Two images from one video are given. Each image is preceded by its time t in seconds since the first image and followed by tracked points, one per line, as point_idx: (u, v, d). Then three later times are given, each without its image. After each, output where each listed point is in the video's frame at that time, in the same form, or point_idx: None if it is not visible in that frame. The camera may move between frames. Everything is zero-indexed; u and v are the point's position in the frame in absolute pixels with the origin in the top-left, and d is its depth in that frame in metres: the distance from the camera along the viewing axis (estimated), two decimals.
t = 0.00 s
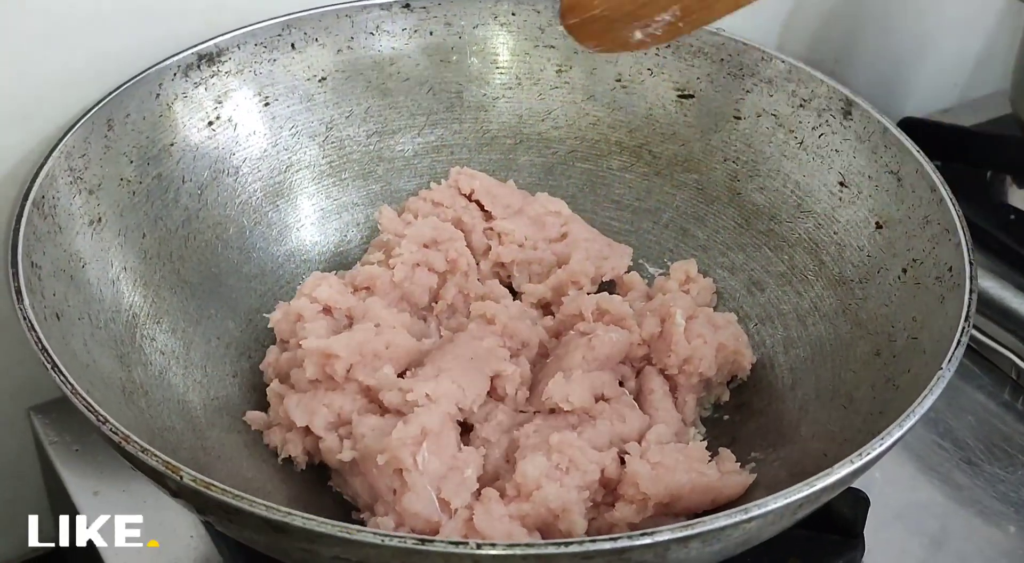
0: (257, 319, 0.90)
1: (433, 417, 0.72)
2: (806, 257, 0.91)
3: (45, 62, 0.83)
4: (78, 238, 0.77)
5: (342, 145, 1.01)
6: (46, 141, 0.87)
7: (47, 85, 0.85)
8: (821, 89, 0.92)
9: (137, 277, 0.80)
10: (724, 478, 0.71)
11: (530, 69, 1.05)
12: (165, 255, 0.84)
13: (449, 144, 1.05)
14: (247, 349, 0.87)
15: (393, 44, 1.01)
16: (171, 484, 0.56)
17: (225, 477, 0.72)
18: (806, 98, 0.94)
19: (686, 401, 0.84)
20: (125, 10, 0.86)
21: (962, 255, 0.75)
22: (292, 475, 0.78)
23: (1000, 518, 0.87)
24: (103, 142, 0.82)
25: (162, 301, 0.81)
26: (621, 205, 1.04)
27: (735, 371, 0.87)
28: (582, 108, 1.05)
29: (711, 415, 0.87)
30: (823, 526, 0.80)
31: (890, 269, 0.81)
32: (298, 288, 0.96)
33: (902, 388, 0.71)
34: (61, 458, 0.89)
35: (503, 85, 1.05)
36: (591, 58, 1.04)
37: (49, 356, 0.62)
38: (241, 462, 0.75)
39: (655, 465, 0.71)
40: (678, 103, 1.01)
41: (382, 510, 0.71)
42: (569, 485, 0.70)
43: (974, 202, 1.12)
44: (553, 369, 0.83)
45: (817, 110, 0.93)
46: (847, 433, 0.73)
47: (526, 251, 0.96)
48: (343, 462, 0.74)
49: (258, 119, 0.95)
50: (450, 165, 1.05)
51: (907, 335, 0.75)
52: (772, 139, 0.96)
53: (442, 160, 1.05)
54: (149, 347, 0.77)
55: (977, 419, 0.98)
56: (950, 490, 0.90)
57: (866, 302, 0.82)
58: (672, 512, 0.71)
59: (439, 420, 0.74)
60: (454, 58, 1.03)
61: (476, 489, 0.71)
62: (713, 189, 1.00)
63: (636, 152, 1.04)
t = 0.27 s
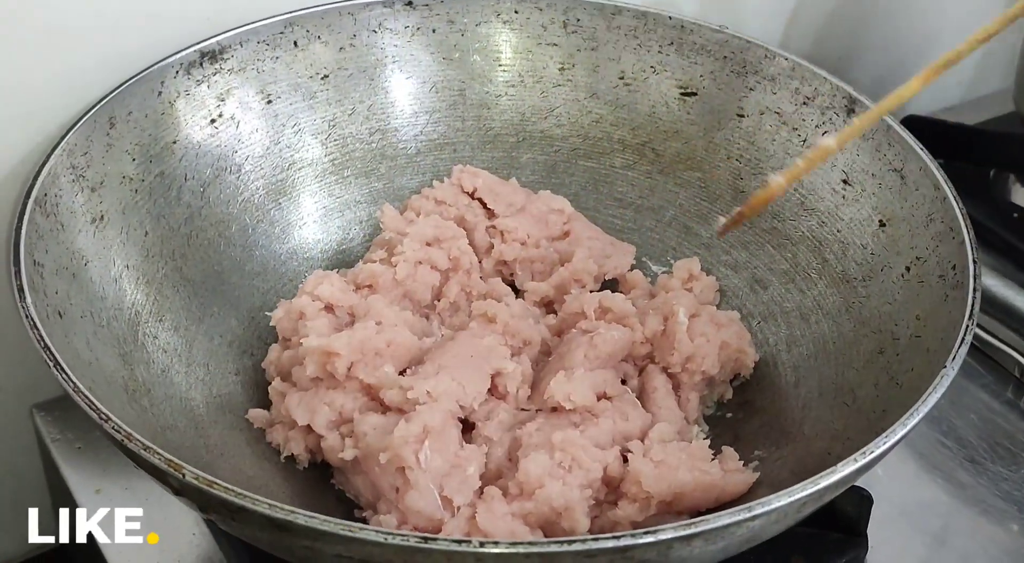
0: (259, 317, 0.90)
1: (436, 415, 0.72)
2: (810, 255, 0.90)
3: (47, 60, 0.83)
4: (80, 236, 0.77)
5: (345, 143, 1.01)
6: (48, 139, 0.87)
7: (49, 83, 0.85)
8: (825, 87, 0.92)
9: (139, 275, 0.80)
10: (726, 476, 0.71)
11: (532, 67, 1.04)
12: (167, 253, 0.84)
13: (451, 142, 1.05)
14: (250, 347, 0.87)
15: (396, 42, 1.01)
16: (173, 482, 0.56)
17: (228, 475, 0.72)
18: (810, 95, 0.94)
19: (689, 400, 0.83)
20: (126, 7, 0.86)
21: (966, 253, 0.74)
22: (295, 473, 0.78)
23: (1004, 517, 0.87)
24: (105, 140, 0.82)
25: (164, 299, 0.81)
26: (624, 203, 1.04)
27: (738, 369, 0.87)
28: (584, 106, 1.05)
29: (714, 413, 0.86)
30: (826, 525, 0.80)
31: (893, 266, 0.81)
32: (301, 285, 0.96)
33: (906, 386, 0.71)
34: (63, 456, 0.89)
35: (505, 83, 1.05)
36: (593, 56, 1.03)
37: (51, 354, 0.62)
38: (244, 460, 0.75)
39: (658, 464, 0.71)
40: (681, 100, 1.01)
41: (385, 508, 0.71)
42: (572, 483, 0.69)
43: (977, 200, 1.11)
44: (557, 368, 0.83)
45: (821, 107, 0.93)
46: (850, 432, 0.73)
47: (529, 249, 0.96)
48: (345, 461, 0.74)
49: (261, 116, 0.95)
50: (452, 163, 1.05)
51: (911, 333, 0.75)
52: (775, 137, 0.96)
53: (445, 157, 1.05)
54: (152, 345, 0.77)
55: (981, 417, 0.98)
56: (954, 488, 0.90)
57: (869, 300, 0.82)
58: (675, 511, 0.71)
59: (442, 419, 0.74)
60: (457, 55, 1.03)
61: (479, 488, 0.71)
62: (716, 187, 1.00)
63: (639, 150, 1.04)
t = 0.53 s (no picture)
0: (261, 316, 0.90)
1: (438, 415, 0.72)
2: (812, 255, 0.90)
3: (48, 59, 0.83)
4: (81, 236, 0.77)
5: (347, 142, 1.01)
6: (49, 138, 0.87)
7: (50, 83, 0.85)
8: (827, 85, 0.92)
9: (141, 275, 0.80)
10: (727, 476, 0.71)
11: (534, 66, 1.04)
12: (169, 253, 0.84)
13: (453, 141, 1.05)
14: (252, 346, 0.87)
15: (397, 41, 1.01)
16: (175, 483, 0.56)
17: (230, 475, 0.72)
18: (812, 94, 0.93)
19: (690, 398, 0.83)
20: (128, 6, 0.86)
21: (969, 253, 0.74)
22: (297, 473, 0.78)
23: (1006, 516, 0.87)
24: (107, 139, 0.82)
25: (166, 299, 0.81)
26: (626, 202, 1.04)
27: (740, 368, 0.86)
28: (586, 104, 1.04)
29: (716, 413, 0.86)
30: (828, 524, 0.80)
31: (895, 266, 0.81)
32: (303, 285, 0.96)
33: (908, 386, 0.71)
34: (66, 455, 0.89)
35: (507, 82, 1.05)
36: (595, 55, 1.03)
37: (53, 355, 0.62)
38: (246, 460, 0.75)
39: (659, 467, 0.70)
40: (683, 99, 1.01)
41: (387, 508, 0.71)
42: (574, 483, 0.69)
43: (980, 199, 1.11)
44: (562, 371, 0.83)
45: (823, 106, 0.92)
46: (852, 432, 0.73)
47: (531, 248, 0.96)
48: (347, 461, 0.74)
49: (262, 116, 0.95)
50: (454, 162, 1.05)
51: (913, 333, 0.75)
52: (778, 136, 0.95)
53: (447, 156, 1.05)
54: (154, 345, 0.77)
55: (983, 417, 0.98)
56: (956, 487, 0.90)
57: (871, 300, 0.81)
58: (677, 511, 0.71)
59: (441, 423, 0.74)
60: (458, 54, 1.03)
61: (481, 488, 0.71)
62: (718, 185, 1.00)
63: (641, 149, 1.04)
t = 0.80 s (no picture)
0: (262, 316, 0.90)
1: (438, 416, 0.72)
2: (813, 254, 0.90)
3: (49, 59, 0.83)
4: (81, 237, 0.77)
5: (347, 141, 1.01)
6: (49, 139, 0.87)
7: (51, 83, 0.85)
8: (828, 85, 0.92)
9: (142, 275, 0.80)
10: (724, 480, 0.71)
11: (535, 65, 1.04)
12: (169, 253, 0.84)
13: (454, 140, 1.05)
14: (252, 346, 0.87)
15: (398, 40, 1.01)
16: (175, 485, 0.56)
17: (230, 476, 0.72)
18: (813, 93, 0.93)
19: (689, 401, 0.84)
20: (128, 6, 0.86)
21: (970, 253, 0.74)
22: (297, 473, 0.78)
23: (1007, 515, 0.87)
24: (107, 139, 0.82)
25: (166, 299, 0.81)
26: (627, 201, 1.04)
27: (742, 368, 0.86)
28: (587, 103, 1.04)
29: (717, 413, 0.86)
30: (829, 524, 0.80)
31: (896, 266, 0.81)
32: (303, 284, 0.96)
33: (909, 387, 0.71)
34: (67, 455, 0.90)
35: (508, 80, 1.04)
36: (596, 54, 1.03)
37: (53, 355, 0.62)
38: (246, 460, 0.75)
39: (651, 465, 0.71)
40: (684, 98, 1.01)
41: (386, 509, 0.71)
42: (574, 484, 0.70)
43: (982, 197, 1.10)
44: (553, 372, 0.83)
45: (825, 105, 0.92)
46: (853, 432, 0.73)
47: (531, 247, 0.95)
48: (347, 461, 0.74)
49: (263, 115, 0.95)
50: (455, 161, 1.05)
51: (914, 334, 0.75)
52: (779, 135, 0.95)
53: (448, 155, 1.04)
54: (154, 345, 0.77)
55: (984, 415, 0.98)
56: (956, 486, 0.90)
57: (873, 300, 0.81)
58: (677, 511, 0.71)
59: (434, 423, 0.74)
60: (459, 53, 1.03)
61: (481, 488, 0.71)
62: (720, 185, 0.99)
63: (642, 148, 1.03)
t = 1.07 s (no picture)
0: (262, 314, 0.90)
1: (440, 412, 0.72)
2: (812, 253, 0.90)
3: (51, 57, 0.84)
4: (83, 233, 0.77)
5: (348, 142, 1.01)
6: (51, 138, 0.87)
7: (54, 81, 0.85)
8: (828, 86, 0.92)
9: (143, 272, 0.80)
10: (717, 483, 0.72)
11: (536, 66, 1.05)
12: (171, 251, 0.84)
13: (454, 141, 1.05)
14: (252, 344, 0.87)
15: (399, 41, 1.01)
16: (176, 475, 0.56)
17: (230, 471, 0.72)
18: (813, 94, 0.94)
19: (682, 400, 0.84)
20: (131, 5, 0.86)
21: (969, 251, 0.75)
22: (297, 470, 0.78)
23: (1007, 514, 0.87)
24: (109, 137, 0.82)
25: (167, 296, 0.81)
26: (628, 202, 1.04)
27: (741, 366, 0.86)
28: (588, 104, 1.05)
29: (716, 412, 0.86)
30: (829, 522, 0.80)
31: (896, 264, 0.81)
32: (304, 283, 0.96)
33: (909, 383, 0.71)
34: (67, 454, 0.89)
35: (509, 82, 1.05)
36: (597, 55, 1.04)
37: (55, 348, 0.62)
38: (246, 457, 0.75)
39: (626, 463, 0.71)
40: (684, 99, 1.01)
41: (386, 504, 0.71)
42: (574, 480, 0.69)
43: (981, 198, 1.11)
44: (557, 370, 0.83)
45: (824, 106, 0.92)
46: (853, 429, 0.73)
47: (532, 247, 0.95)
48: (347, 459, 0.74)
49: (264, 115, 0.95)
50: (456, 162, 1.05)
51: (914, 331, 0.75)
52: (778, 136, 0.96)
53: (448, 156, 1.05)
54: (155, 342, 0.77)
55: (984, 415, 0.97)
56: (957, 485, 0.89)
57: (872, 298, 0.81)
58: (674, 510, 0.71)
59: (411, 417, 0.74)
60: (460, 54, 1.03)
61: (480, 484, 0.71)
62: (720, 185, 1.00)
63: (643, 149, 1.04)
